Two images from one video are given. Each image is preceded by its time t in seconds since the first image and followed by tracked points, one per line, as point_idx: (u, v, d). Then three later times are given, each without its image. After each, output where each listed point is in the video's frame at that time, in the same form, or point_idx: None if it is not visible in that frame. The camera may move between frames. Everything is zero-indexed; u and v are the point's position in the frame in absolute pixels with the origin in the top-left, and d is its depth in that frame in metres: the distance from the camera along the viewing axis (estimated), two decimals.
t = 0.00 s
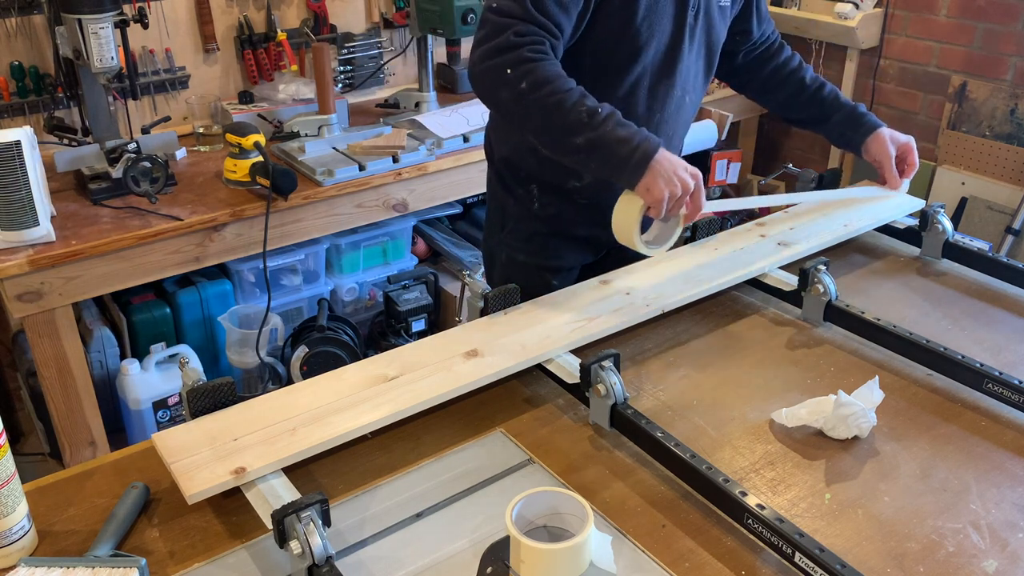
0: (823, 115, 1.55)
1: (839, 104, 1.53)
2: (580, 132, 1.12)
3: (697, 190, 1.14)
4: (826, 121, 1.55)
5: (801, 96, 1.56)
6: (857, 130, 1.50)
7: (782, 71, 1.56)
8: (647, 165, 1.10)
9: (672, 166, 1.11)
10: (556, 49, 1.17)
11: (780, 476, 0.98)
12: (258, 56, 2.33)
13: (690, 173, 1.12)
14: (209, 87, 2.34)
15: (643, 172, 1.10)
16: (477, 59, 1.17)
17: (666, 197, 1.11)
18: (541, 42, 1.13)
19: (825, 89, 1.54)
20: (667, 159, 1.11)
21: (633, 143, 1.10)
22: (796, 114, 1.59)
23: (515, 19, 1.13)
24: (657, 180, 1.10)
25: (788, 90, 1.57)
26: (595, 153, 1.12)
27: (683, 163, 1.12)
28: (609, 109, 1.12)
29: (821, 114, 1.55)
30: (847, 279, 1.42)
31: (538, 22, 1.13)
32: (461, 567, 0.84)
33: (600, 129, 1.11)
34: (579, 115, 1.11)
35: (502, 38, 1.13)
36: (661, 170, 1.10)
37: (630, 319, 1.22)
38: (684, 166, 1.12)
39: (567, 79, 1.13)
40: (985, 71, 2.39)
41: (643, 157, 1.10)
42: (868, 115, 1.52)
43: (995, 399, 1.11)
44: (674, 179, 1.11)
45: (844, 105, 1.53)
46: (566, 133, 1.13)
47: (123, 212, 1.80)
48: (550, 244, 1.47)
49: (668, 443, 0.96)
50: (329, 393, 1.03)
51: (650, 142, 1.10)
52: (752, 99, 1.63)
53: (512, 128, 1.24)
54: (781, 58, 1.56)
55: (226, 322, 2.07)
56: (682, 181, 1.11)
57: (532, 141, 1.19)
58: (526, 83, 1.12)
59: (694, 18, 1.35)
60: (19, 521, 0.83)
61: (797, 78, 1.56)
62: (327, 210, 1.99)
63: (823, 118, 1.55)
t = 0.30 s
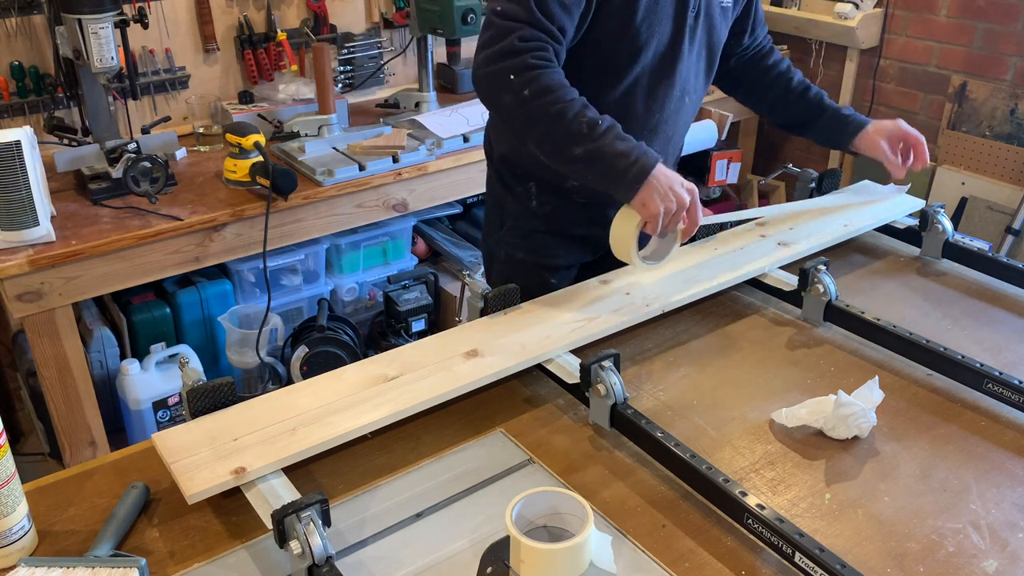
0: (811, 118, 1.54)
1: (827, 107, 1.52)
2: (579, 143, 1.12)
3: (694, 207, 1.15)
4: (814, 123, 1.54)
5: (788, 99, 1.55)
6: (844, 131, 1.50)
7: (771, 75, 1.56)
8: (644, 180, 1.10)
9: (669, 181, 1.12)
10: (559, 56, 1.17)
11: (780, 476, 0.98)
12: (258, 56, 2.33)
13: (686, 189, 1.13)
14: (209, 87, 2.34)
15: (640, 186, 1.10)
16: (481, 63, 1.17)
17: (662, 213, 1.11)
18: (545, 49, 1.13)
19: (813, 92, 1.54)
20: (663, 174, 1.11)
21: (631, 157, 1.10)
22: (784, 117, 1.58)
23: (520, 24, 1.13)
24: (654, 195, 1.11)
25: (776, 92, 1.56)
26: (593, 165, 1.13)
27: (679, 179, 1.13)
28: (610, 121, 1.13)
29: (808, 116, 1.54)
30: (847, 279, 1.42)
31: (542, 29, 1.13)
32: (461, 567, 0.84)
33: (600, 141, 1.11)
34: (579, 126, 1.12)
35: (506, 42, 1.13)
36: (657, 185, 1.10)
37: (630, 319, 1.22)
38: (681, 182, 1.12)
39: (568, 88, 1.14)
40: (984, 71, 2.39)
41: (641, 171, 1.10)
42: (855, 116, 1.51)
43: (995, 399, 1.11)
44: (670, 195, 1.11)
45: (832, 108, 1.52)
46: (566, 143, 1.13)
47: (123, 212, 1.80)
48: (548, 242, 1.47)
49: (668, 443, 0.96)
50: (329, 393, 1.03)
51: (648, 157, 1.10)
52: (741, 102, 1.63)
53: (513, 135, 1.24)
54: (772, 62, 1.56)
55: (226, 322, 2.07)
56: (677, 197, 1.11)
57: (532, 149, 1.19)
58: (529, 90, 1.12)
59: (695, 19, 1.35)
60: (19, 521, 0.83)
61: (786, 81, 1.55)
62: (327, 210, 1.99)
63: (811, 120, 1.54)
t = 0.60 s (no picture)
0: (745, 128, 1.45)
1: (762, 123, 1.42)
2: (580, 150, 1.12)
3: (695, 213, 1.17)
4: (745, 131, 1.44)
5: (740, 105, 1.47)
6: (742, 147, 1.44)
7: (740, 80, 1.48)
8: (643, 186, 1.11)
9: (669, 188, 1.13)
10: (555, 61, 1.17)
11: (780, 476, 0.98)
12: (258, 56, 2.33)
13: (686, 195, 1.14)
14: (208, 87, 2.34)
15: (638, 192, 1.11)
16: (479, 69, 1.16)
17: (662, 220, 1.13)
18: (543, 54, 1.13)
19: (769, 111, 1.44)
20: (664, 181, 1.13)
21: (631, 163, 1.11)
22: (730, 125, 1.50)
23: (516, 29, 1.12)
24: (654, 202, 1.12)
25: (734, 96, 1.48)
26: (593, 172, 1.13)
27: (679, 186, 1.14)
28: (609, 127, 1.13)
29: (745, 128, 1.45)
30: (847, 279, 1.42)
31: (539, 34, 1.13)
32: (461, 567, 0.84)
33: (600, 148, 1.11)
34: (579, 132, 1.12)
35: (503, 48, 1.13)
36: (658, 192, 1.12)
37: (630, 319, 1.22)
38: (681, 189, 1.14)
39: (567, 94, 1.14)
40: (985, 71, 2.39)
41: (641, 178, 1.10)
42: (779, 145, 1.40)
43: (995, 399, 1.11)
44: (671, 201, 1.13)
45: (767, 126, 1.42)
46: (566, 149, 1.13)
47: (123, 212, 1.80)
48: (541, 241, 1.46)
49: (668, 443, 0.96)
50: (329, 393, 1.03)
51: (648, 164, 1.11)
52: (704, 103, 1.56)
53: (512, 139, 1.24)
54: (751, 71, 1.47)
55: (226, 322, 2.07)
56: (677, 204, 1.13)
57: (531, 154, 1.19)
58: (528, 97, 1.12)
59: (686, 18, 1.33)
60: (19, 521, 0.83)
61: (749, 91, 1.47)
62: (327, 210, 1.99)
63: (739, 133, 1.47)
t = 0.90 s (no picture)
0: (733, 146, 1.36)
1: (751, 146, 1.33)
2: (568, 165, 1.11)
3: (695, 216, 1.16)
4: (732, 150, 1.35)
5: (732, 120, 1.38)
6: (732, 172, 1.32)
7: (735, 93, 1.40)
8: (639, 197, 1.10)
9: (665, 198, 1.12)
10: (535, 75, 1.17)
11: (780, 476, 0.98)
12: (258, 56, 2.33)
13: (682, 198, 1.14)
14: (208, 87, 2.34)
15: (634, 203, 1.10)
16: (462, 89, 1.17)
17: (662, 228, 1.12)
18: (521, 71, 1.12)
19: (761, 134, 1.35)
20: (660, 188, 1.12)
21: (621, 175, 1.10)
22: (719, 138, 1.41)
23: (490, 49, 1.12)
24: (653, 212, 1.11)
25: (728, 109, 1.39)
26: (583, 185, 1.12)
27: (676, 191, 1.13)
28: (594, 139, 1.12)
29: (733, 147, 1.36)
30: (847, 279, 1.42)
31: (515, 50, 1.13)
32: (461, 567, 0.84)
33: (587, 161, 1.10)
34: (565, 147, 1.11)
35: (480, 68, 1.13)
36: (653, 205, 1.11)
37: (629, 319, 1.22)
38: (677, 195, 1.13)
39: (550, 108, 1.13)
40: (985, 71, 2.39)
41: (634, 188, 1.09)
42: (764, 174, 1.30)
43: (995, 399, 1.11)
44: (669, 210, 1.12)
45: (755, 150, 1.32)
46: (554, 166, 1.12)
47: (123, 212, 1.80)
48: (506, 247, 1.46)
49: (668, 443, 0.96)
50: (329, 393, 1.03)
51: (640, 174, 1.10)
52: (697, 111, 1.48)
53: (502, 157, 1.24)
54: (750, 88, 1.39)
55: (226, 322, 2.07)
56: (676, 211, 1.12)
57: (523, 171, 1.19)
58: (510, 117, 1.12)
59: (645, 24, 1.28)
60: (19, 521, 0.83)
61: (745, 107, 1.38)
62: (327, 210, 1.99)
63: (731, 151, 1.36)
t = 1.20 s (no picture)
0: (723, 138, 1.34)
1: (743, 134, 1.31)
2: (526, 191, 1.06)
3: (661, 227, 1.10)
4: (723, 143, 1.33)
5: (716, 110, 1.37)
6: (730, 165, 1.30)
7: (710, 84, 1.39)
8: (599, 214, 1.05)
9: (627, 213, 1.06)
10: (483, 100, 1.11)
11: (780, 476, 0.98)
12: (258, 56, 2.33)
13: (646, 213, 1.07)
14: (208, 87, 2.34)
15: (592, 221, 1.05)
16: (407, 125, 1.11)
17: (627, 245, 1.07)
18: (466, 99, 1.07)
19: (749, 119, 1.33)
20: (622, 204, 1.06)
21: (582, 194, 1.05)
22: (704, 133, 1.39)
23: (432, 81, 1.06)
24: (616, 230, 1.06)
25: (707, 100, 1.38)
26: (543, 210, 1.06)
27: (640, 206, 1.07)
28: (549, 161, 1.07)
29: (724, 138, 1.34)
30: (847, 279, 1.41)
31: (457, 78, 1.07)
32: (461, 567, 0.84)
33: (544, 184, 1.05)
34: (522, 171, 1.06)
35: (424, 102, 1.07)
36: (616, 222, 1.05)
37: (629, 319, 1.22)
38: (641, 213, 1.07)
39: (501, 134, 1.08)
40: (985, 71, 2.39)
41: (595, 206, 1.04)
42: (765, 161, 1.28)
43: (995, 399, 1.11)
44: (634, 228, 1.06)
45: (748, 138, 1.30)
46: (509, 193, 1.07)
47: (123, 212, 1.80)
48: (465, 265, 1.41)
49: (668, 443, 0.96)
50: (329, 393, 1.03)
51: (599, 191, 1.05)
52: (674, 106, 1.46)
53: (450, 190, 1.18)
54: (723, 76, 1.38)
55: (226, 322, 2.07)
56: (642, 228, 1.06)
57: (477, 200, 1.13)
58: (460, 149, 1.07)
59: (588, 36, 1.23)
60: (19, 521, 0.83)
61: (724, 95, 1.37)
62: (327, 210, 1.99)
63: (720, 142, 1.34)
